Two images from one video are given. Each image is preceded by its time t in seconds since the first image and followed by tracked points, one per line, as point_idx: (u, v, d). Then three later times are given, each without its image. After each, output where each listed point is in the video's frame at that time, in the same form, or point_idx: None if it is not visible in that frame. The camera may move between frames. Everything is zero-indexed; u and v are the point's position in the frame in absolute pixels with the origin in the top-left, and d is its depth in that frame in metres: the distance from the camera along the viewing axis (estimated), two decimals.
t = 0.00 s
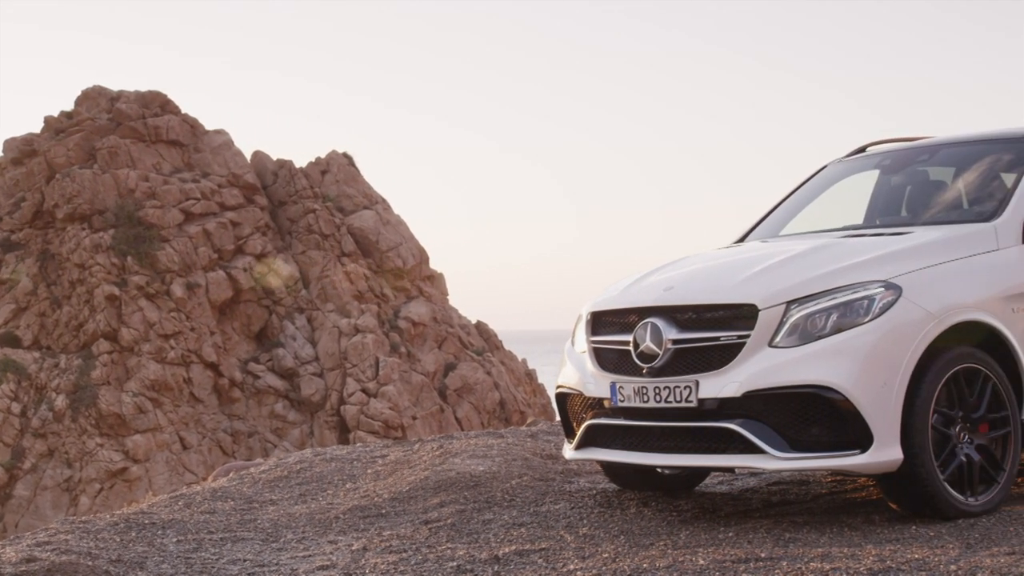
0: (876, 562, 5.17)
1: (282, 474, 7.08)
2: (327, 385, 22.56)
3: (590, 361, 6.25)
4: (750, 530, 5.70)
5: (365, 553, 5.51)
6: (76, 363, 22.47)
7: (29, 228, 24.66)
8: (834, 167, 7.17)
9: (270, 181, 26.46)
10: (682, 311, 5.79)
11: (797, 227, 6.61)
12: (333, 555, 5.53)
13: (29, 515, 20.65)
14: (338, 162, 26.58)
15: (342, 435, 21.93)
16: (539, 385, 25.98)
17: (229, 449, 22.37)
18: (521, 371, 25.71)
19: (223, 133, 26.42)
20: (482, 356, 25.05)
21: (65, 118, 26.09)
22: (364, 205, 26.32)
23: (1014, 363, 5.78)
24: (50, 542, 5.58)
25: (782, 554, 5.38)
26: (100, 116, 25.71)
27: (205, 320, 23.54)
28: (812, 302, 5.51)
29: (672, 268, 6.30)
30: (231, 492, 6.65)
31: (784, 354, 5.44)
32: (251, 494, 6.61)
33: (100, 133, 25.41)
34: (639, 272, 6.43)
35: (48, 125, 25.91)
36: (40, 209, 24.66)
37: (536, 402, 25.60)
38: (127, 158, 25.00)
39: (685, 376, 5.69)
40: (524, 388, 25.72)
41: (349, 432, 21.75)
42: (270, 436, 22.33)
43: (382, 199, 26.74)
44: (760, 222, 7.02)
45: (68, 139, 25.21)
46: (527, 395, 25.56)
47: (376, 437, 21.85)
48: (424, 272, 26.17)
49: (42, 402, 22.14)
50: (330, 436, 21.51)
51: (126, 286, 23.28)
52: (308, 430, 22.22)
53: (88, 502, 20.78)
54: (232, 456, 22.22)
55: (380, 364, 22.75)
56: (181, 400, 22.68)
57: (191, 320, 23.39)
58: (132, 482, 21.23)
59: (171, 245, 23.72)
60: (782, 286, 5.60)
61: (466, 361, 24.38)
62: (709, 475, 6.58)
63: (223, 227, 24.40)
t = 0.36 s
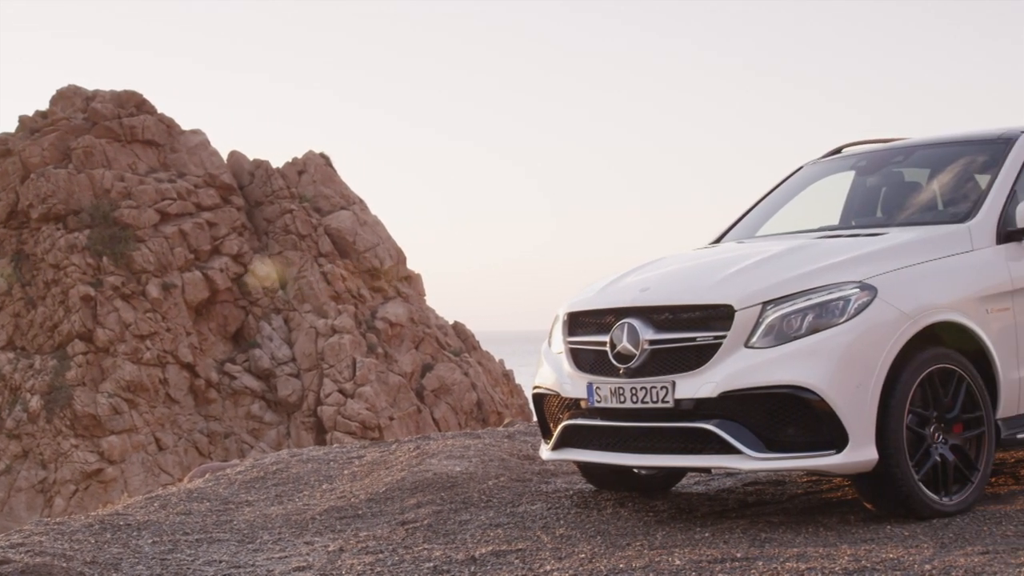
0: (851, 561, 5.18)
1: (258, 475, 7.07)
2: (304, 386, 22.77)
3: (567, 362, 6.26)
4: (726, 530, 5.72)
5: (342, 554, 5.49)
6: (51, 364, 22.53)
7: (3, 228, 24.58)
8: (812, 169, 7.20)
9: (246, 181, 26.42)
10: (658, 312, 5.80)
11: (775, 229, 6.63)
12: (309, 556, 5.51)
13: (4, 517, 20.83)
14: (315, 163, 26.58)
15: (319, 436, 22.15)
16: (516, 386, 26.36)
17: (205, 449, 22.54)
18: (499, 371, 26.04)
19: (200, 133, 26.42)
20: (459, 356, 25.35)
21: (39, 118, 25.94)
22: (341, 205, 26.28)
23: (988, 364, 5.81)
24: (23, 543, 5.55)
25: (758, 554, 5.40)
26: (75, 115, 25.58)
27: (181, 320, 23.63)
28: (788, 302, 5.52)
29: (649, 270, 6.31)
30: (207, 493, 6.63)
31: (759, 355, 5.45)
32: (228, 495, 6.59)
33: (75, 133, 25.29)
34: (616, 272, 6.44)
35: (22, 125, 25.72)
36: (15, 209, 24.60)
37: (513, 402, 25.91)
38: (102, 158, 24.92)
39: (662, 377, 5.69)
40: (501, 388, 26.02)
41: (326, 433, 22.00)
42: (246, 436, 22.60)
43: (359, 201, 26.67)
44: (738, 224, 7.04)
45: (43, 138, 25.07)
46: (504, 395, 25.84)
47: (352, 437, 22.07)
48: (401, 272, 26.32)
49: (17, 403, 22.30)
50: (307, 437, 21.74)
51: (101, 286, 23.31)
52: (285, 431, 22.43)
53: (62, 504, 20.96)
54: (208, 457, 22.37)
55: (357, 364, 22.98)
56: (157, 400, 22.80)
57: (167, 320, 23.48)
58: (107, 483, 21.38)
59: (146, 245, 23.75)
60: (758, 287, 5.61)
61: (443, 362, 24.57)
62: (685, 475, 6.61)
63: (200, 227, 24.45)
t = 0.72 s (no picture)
0: (826, 561, 5.20)
1: (234, 475, 7.06)
2: (280, 386, 22.95)
3: (544, 362, 6.26)
4: (702, 530, 5.73)
5: (318, 555, 5.48)
6: (25, 365, 22.45)
7: None
8: (788, 171, 7.24)
9: (223, 181, 26.57)
10: (635, 312, 5.80)
11: (752, 231, 6.66)
12: (286, 557, 5.49)
13: None
14: (291, 163, 27.18)
15: (295, 437, 22.36)
16: (492, 386, 26.83)
17: (182, 451, 22.68)
18: (474, 372, 26.48)
19: (176, 133, 26.42)
20: (436, 357, 25.73)
21: (14, 118, 25.82)
22: (317, 206, 26.82)
23: (962, 365, 5.84)
24: None
25: (734, 554, 5.41)
26: (50, 115, 25.54)
27: (157, 320, 23.73)
28: (764, 303, 5.53)
29: (626, 270, 6.32)
30: (182, 494, 6.62)
31: (735, 356, 5.46)
32: (203, 496, 6.58)
33: (50, 133, 25.20)
34: (592, 273, 6.45)
35: None
36: None
37: (489, 403, 26.38)
38: (77, 158, 24.84)
39: (638, 377, 5.70)
40: (478, 389, 26.50)
41: (303, 433, 22.14)
42: (222, 438, 22.85)
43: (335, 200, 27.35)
44: (715, 226, 7.06)
45: (17, 138, 24.91)
46: (480, 396, 26.22)
47: (329, 438, 22.25)
48: (378, 273, 26.62)
49: None
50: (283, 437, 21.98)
51: (77, 286, 23.28)
52: (261, 432, 22.68)
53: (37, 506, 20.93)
54: (184, 458, 22.54)
55: (334, 365, 23.16)
56: (133, 402, 22.89)
57: (143, 321, 23.58)
58: (83, 485, 21.49)
59: (122, 246, 23.82)
60: (734, 288, 5.62)
61: (421, 362, 25.09)
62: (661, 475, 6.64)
63: (176, 228, 24.44)
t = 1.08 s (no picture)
0: (803, 561, 5.21)
1: (211, 476, 7.04)
2: (258, 388, 23.05)
3: (522, 363, 6.26)
4: (680, 531, 5.74)
5: (296, 556, 5.46)
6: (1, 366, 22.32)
7: None
8: (766, 172, 7.27)
9: (200, 181, 26.68)
10: (613, 313, 5.81)
11: (730, 233, 6.69)
12: (263, 558, 5.48)
13: None
14: (269, 164, 27.07)
15: (273, 437, 22.53)
16: (471, 387, 27.04)
17: (159, 451, 22.70)
18: (453, 373, 26.66)
19: (153, 133, 26.55)
20: (415, 358, 25.89)
21: None
22: (295, 206, 26.66)
23: (939, 366, 5.86)
24: None
25: (712, 554, 5.42)
26: (26, 115, 25.45)
27: (134, 321, 23.76)
28: (741, 304, 5.54)
29: (604, 271, 6.33)
30: (159, 495, 6.60)
31: (713, 356, 5.47)
32: (180, 498, 6.55)
33: (27, 133, 25.11)
34: (571, 274, 6.46)
35: None
36: None
37: (467, 404, 26.58)
38: (54, 158, 24.79)
39: (616, 378, 5.70)
40: (457, 390, 26.74)
41: (280, 433, 22.33)
42: (200, 438, 22.89)
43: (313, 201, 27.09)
44: (693, 227, 7.08)
45: None
46: (459, 397, 26.45)
47: (308, 439, 22.38)
48: (357, 274, 26.67)
49: None
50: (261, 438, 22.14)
51: (53, 287, 23.22)
52: (239, 433, 22.78)
53: (13, 507, 20.91)
54: (162, 459, 22.58)
55: (312, 366, 23.38)
56: (110, 402, 22.93)
57: (120, 322, 23.60)
58: (59, 487, 21.45)
59: (99, 246, 23.81)
60: (712, 288, 5.63)
61: (399, 363, 25.11)
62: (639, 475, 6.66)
63: (153, 228, 24.58)
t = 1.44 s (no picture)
0: (780, 561, 5.22)
1: (189, 477, 7.01)
2: (235, 388, 23.05)
3: (500, 363, 6.26)
4: (658, 531, 5.75)
5: (273, 557, 5.44)
6: None
7: None
8: (743, 173, 7.30)
9: (178, 181, 26.63)
10: (590, 313, 5.81)
11: (708, 233, 6.71)
12: (240, 559, 5.45)
13: None
14: (247, 164, 27.09)
15: (250, 438, 22.52)
16: (449, 388, 27.18)
17: (136, 453, 22.64)
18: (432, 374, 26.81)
19: (130, 132, 26.47)
20: (393, 358, 26.01)
21: None
22: (274, 207, 26.81)
23: (914, 366, 5.89)
24: None
25: (689, 554, 5.43)
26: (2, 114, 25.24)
27: (111, 321, 23.75)
28: (718, 304, 5.55)
29: (582, 271, 6.34)
30: (136, 496, 6.57)
31: (691, 357, 5.47)
32: (157, 499, 6.53)
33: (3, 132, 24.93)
34: (549, 274, 6.46)
35: None
36: None
37: (446, 404, 26.75)
38: (30, 158, 24.69)
39: (594, 378, 5.70)
40: (435, 390, 26.90)
41: (258, 435, 22.30)
42: (177, 439, 22.84)
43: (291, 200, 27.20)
44: (671, 228, 7.11)
45: None
46: (438, 397, 26.61)
47: (285, 439, 22.41)
48: (335, 274, 26.71)
49: None
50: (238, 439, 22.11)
51: (28, 287, 23.13)
52: (217, 433, 22.73)
53: None
54: (139, 460, 22.54)
55: (289, 366, 23.34)
56: (86, 403, 22.87)
57: (96, 322, 23.57)
58: (36, 488, 21.29)
59: (76, 246, 23.78)
60: (690, 288, 5.64)
61: (377, 364, 25.29)
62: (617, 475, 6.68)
63: (129, 228, 24.54)
